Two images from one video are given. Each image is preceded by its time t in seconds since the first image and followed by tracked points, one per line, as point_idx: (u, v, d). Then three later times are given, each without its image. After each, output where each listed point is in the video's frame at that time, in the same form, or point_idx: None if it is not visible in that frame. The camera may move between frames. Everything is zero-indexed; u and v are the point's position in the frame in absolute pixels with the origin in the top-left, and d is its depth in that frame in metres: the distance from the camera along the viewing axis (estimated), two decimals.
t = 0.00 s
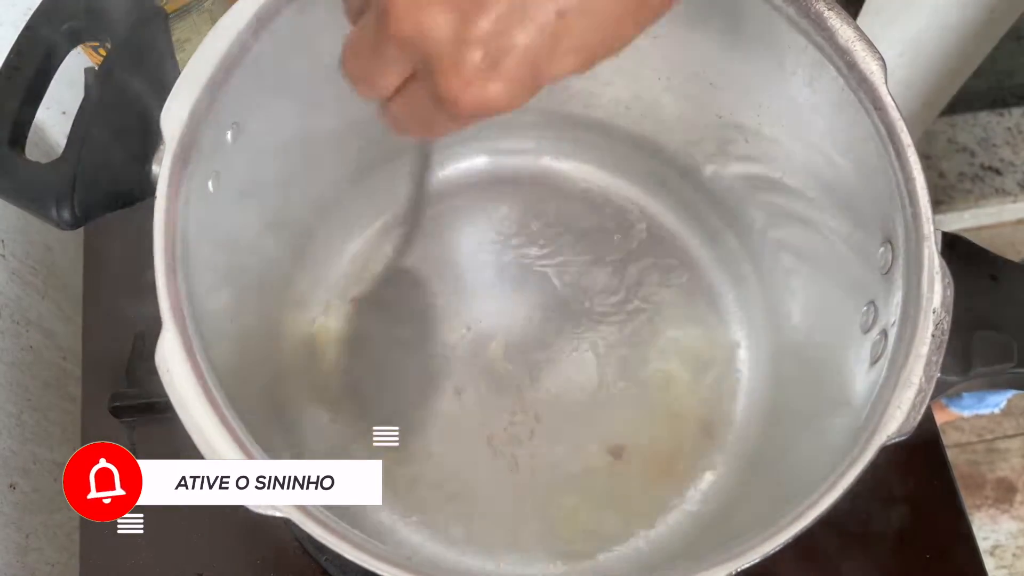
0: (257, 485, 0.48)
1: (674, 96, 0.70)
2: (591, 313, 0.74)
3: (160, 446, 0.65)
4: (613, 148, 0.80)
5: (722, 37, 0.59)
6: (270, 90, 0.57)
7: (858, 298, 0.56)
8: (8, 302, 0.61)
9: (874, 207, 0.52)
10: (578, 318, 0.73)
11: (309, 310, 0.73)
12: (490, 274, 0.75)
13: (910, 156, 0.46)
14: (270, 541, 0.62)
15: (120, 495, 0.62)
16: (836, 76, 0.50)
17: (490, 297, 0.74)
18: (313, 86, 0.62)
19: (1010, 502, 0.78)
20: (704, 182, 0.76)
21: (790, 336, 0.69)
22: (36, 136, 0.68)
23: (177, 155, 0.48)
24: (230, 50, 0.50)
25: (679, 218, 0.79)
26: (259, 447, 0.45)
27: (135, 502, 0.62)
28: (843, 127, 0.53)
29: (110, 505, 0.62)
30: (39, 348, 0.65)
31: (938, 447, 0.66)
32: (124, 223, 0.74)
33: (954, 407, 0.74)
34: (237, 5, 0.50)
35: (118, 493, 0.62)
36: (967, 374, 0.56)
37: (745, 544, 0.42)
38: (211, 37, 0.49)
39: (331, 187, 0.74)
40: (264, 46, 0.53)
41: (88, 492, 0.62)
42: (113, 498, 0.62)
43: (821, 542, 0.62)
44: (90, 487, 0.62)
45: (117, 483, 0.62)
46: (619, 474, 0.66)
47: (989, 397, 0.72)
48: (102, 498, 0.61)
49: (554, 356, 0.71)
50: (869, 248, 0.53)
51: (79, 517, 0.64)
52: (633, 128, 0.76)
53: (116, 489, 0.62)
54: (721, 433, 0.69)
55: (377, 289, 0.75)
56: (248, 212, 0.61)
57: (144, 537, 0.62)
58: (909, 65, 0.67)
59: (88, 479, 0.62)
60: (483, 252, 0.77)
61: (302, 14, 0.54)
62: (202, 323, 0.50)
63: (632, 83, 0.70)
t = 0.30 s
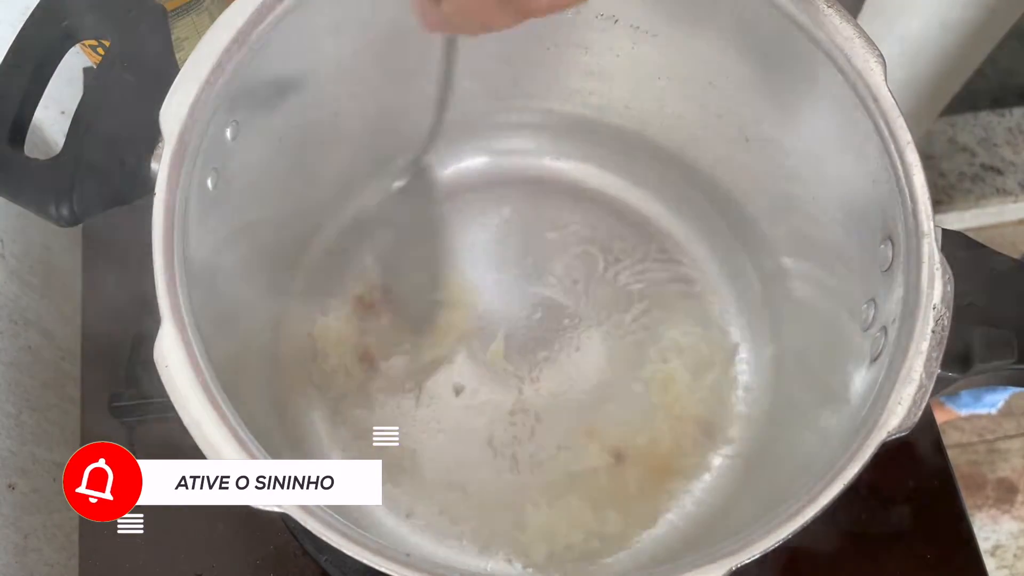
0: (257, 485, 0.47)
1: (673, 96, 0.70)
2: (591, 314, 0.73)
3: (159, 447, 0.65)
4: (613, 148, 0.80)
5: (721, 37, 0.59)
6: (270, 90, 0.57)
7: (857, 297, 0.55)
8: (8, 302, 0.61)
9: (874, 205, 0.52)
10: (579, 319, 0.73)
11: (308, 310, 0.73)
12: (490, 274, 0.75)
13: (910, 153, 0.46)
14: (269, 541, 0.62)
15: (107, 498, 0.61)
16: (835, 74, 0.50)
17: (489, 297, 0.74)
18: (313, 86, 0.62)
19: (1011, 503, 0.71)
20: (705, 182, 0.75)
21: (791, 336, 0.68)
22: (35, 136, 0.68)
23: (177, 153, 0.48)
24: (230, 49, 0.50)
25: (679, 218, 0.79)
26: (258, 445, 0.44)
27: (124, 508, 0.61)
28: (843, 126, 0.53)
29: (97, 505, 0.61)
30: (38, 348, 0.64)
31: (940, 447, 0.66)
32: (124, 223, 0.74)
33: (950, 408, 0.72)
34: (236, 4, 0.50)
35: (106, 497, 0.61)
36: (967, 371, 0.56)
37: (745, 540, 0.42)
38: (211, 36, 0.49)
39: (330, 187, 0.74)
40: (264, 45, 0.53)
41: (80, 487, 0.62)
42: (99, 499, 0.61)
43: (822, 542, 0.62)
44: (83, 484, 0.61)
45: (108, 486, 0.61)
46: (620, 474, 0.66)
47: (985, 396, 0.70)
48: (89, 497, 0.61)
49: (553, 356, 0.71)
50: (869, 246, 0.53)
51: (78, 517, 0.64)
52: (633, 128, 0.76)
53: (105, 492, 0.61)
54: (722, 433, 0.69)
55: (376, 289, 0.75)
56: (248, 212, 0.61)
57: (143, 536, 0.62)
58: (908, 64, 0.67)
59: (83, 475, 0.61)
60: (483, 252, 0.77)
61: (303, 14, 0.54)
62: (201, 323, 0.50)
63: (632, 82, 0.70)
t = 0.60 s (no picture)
0: (258, 485, 0.47)
1: (673, 96, 0.70)
2: (591, 313, 0.73)
3: (159, 447, 0.64)
4: (612, 148, 0.80)
5: (721, 38, 0.59)
6: (270, 90, 0.57)
7: (858, 296, 0.55)
8: (8, 302, 0.61)
9: (873, 205, 0.52)
10: (578, 318, 0.73)
11: (309, 310, 0.73)
12: (490, 273, 0.75)
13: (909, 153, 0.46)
14: (270, 541, 0.61)
15: (111, 497, 0.61)
16: (835, 74, 0.51)
17: (489, 297, 0.74)
18: (313, 86, 0.62)
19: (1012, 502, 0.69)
20: (705, 181, 0.75)
21: (790, 336, 0.69)
22: (36, 136, 0.68)
23: (177, 153, 0.48)
24: (230, 49, 0.50)
25: (679, 218, 0.79)
26: (259, 445, 0.44)
27: (127, 505, 0.61)
28: (843, 126, 0.53)
29: (102, 505, 0.61)
30: (38, 348, 0.65)
31: (939, 446, 0.66)
32: (124, 224, 0.74)
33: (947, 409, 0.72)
34: (236, 4, 0.50)
35: (110, 496, 0.61)
36: (967, 373, 0.56)
37: (745, 539, 0.42)
38: (211, 36, 0.49)
39: (330, 187, 0.74)
40: (264, 45, 0.53)
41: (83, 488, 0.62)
42: (105, 499, 0.61)
43: (822, 542, 0.62)
44: (86, 485, 0.61)
45: (111, 485, 0.61)
46: (622, 474, 0.65)
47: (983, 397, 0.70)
48: (94, 497, 0.61)
49: (553, 356, 0.71)
50: (869, 246, 0.53)
51: (78, 517, 0.64)
52: (633, 128, 0.76)
53: (109, 492, 0.61)
54: (722, 433, 0.69)
55: (375, 289, 0.75)
56: (248, 211, 0.61)
57: (143, 536, 0.62)
58: (908, 64, 0.67)
59: (85, 477, 0.61)
60: (481, 250, 0.77)
61: (303, 13, 0.54)
62: (201, 323, 0.50)
63: (632, 82, 0.70)
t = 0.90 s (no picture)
0: (258, 485, 0.47)
1: (673, 96, 0.70)
2: (590, 313, 0.73)
3: (158, 447, 0.65)
4: (612, 148, 0.80)
5: (720, 38, 0.59)
6: (270, 89, 0.57)
7: (858, 297, 0.55)
8: (7, 302, 0.61)
9: (874, 205, 0.52)
10: (579, 318, 0.73)
11: (309, 310, 0.73)
12: (490, 273, 0.75)
13: (909, 152, 0.46)
14: (269, 541, 0.62)
15: (120, 494, 0.60)
16: (836, 73, 0.50)
17: (489, 297, 0.74)
18: (313, 86, 0.62)
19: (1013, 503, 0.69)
20: (705, 181, 0.75)
21: (791, 336, 0.69)
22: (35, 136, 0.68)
23: (177, 153, 0.48)
24: (230, 48, 0.50)
25: (679, 218, 0.79)
26: (259, 445, 0.44)
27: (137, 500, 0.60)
28: (844, 125, 0.53)
29: (112, 504, 0.60)
30: (38, 348, 0.64)
31: (938, 446, 0.66)
32: (124, 224, 0.74)
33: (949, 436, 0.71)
34: (237, 4, 0.50)
35: (119, 493, 0.60)
36: (968, 371, 0.55)
37: (745, 539, 0.42)
38: (211, 35, 0.49)
39: (330, 187, 0.74)
40: (264, 45, 0.53)
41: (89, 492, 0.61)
42: (114, 497, 0.60)
43: (822, 542, 0.62)
44: (91, 487, 0.60)
45: (118, 482, 0.60)
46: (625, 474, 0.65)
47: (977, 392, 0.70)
48: (104, 497, 0.60)
49: (552, 357, 0.71)
50: (869, 246, 0.53)
51: (78, 518, 0.64)
52: (634, 128, 0.76)
53: (117, 489, 0.60)
54: (722, 433, 0.69)
55: (376, 289, 0.75)
56: (248, 212, 0.61)
57: (143, 536, 0.62)
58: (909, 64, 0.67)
59: (89, 480, 0.60)
60: (482, 251, 0.77)
61: (302, 13, 0.54)
62: (201, 322, 0.50)
63: (633, 82, 0.70)
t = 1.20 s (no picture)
0: (257, 485, 0.47)
1: (673, 97, 0.70)
2: (591, 313, 0.73)
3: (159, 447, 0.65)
4: (613, 148, 0.80)
5: (720, 39, 0.60)
6: (270, 89, 0.57)
7: (858, 297, 0.55)
8: (7, 302, 0.61)
9: (874, 205, 0.52)
10: (578, 318, 0.73)
11: (309, 311, 0.73)
12: (490, 273, 0.75)
13: (909, 152, 0.46)
14: (269, 541, 0.62)
15: (118, 495, 0.60)
16: (836, 73, 0.50)
17: (489, 297, 0.74)
18: (312, 86, 0.62)
19: (1012, 502, 0.67)
20: (705, 181, 0.75)
21: (792, 336, 0.69)
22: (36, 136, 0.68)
23: (177, 153, 0.48)
24: (231, 48, 0.50)
25: (679, 218, 0.78)
26: (259, 445, 0.44)
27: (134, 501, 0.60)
28: (844, 125, 0.53)
29: (111, 504, 0.60)
30: (38, 348, 0.64)
31: (937, 446, 0.66)
32: (125, 225, 0.74)
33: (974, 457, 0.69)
34: (237, 4, 0.50)
35: (117, 493, 0.60)
36: (967, 372, 0.56)
37: (746, 539, 0.42)
38: (211, 34, 0.49)
39: (330, 187, 0.74)
40: (264, 45, 0.53)
41: (88, 491, 0.60)
42: (112, 498, 0.60)
43: (822, 542, 0.62)
44: (90, 487, 0.60)
45: (116, 483, 0.60)
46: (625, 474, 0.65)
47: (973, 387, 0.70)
48: (101, 498, 0.60)
49: (552, 357, 0.71)
50: (869, 246, 0.53)
51: (78, 518, 0.64)
52: (634, 128, 0.76)
53: (115, 490, 0.60)
54: (721, 433, 0.69)
55: (375, 289, 0.75)
56: (248, 212, 0.61)
57: (143, 537, 0.63)
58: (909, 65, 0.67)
59: (89, 479, 0.60)
60: (482, 250, 0.77)
61: (302, 14, 0.54)
62: (201, 321, 0.50)
63: (633, 83, 0.70)
